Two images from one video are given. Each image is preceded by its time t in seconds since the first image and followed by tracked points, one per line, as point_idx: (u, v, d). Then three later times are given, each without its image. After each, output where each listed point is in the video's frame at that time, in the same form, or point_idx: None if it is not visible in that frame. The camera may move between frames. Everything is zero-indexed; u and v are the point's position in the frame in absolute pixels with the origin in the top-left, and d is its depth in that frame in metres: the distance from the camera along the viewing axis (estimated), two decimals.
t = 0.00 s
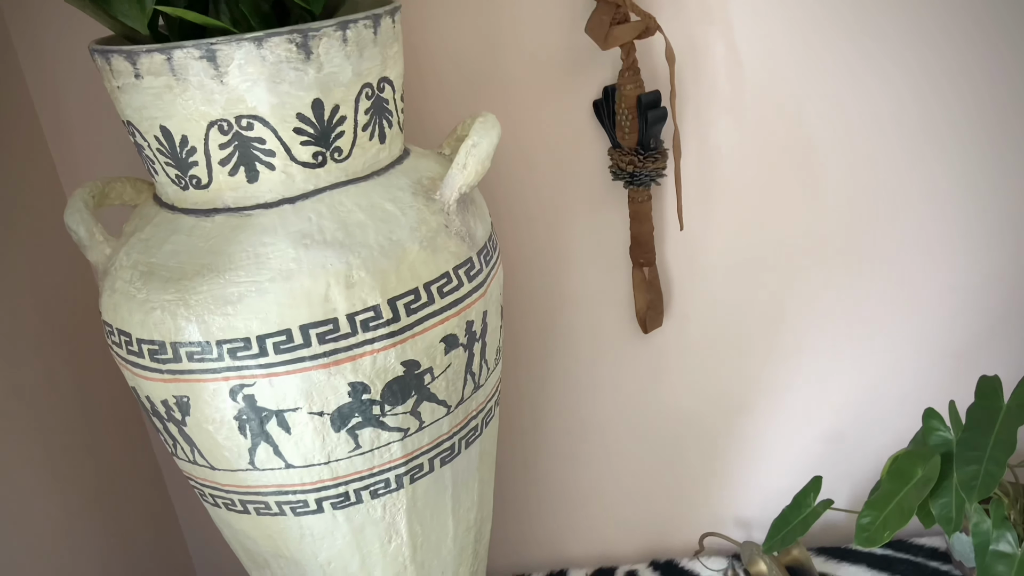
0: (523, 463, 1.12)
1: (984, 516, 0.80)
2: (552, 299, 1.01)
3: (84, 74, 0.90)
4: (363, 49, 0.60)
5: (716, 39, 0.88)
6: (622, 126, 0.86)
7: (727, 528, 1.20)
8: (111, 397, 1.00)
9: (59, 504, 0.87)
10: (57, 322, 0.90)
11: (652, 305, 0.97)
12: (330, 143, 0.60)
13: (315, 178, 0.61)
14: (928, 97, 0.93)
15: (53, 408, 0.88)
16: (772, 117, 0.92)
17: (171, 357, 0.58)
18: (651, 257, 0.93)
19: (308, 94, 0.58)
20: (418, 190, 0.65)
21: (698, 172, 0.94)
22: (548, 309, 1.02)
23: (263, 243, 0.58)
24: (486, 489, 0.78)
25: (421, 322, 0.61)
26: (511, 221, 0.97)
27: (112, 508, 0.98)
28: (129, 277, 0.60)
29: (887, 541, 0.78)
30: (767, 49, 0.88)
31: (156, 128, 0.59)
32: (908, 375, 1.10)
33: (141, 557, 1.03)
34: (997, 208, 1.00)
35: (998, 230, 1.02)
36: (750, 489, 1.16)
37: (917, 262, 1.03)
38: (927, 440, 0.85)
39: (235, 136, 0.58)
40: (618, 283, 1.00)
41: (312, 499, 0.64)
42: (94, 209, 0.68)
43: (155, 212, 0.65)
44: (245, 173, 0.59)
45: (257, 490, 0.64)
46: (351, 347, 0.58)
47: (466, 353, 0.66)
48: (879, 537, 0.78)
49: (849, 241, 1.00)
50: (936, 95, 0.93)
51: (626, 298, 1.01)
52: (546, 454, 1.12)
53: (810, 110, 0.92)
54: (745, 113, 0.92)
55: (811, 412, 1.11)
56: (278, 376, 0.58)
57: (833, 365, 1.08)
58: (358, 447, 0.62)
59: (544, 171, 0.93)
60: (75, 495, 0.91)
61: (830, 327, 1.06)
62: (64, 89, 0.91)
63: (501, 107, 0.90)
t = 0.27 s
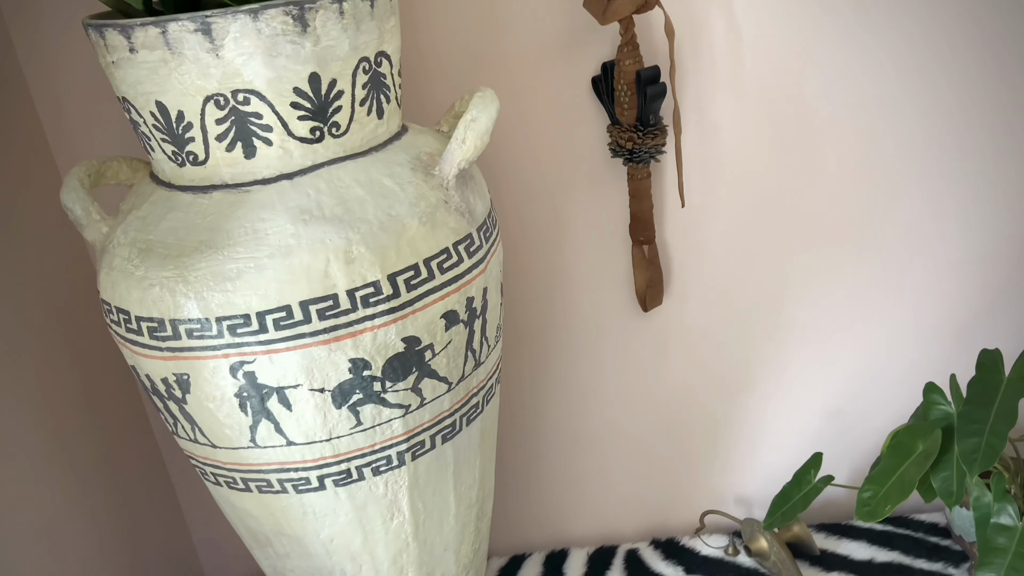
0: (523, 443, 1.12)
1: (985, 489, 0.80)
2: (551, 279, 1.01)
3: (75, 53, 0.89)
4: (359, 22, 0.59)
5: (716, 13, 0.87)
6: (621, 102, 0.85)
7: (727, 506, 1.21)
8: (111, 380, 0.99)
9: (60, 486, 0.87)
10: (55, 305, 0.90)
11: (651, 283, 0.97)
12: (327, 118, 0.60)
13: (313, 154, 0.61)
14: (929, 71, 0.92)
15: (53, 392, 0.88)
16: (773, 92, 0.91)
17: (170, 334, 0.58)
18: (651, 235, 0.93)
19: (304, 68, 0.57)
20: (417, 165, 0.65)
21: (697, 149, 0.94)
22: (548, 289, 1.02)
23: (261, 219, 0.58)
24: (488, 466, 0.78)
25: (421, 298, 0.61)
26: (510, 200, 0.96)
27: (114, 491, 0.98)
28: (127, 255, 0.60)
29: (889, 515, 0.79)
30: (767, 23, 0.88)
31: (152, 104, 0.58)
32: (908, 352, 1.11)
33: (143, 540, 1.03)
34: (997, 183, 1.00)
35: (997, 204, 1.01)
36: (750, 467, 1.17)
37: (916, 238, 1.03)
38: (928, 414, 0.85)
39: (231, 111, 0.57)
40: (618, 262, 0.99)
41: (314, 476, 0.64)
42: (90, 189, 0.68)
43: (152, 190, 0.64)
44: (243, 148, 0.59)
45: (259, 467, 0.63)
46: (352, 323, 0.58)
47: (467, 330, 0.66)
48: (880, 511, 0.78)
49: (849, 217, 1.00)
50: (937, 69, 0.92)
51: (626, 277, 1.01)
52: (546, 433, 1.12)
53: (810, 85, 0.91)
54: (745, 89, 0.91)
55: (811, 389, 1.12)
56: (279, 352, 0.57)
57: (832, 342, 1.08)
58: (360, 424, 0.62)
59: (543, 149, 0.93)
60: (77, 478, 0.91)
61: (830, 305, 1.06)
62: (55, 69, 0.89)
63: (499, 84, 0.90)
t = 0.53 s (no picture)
0: (524, 425, 1.13)
1: (986, 466, 0.80)
2: (551, 260, 1.00)
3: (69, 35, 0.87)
4: None
5: None
6: (621, 81, 0.85)
7: (728, 486, 1.21)
8: (111, 364, 0.99)
9: (61, 470, 0.87)
10: (54, 290, 0.90)
11: (652, 264, 0.97)
12: (327, 95, 0.59)
13: (313, 131, 0.60)
14: (930, 48, 0.92)
15: (53, 378, 0.88)
16: (773, 71, 0.91)
17: (171, 313, 0.57)
18: (651, 215, 0.92)
19: (303, 44, 0.56)
20: (417, 143, 0.64)
21: (698, 128, 0.94)
22: (548, 270, 1.01)
23: (261, 197, 0.58)
24: (490, 446, 0.78)
25: (423, 276, 0.61)
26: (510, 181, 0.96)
27: (116, 475, 0.98)
28: (126, 234, 0.59)
29: (889, 493, 0.79)
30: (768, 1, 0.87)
31: (150, 81, 0.58)
32: (908, 331, 1.11)
33: (145, 523, 1.04)
34: (997, 161, 1.00)
35: (997, 183, 1.01)
36: (750, 448, 1.17)
37: (917, 217, 1.02)
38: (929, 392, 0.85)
39: (230, 89, 0.57)
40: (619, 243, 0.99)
41: (317, 455, 0.64)
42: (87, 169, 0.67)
43: (150, 169, 0.64)
44: (242, 126, 0.58)
45: (261, 447, 0.63)
46: (354, 302, 0.58)
47: (468, 309, 0.66)
48: (882, 489, 0.79)
49: (851, 197, 1.00)
50: (938, 46, 0.92)
51: (627, 258, 1.00)
52: (547, 415, 1.12)
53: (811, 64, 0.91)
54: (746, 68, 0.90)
55: (811, 370, 1.12)
56: (281, 331, 0.57)
57: (833, 322, 1.08)
58: (362, 403, 0.62)
59: (543, 130, 0.92)
60: (78, 461, 0.91)
61: (831, 284, 1.06)
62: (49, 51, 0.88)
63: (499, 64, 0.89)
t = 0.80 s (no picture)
0: (525, 409, 1.13)
1: (989, 446, 0.80)
2: (551, 242, 1.00)
3: (65, 16, 0.86)
4: None
5: None
6: (623, 61, 0.84)
7: (729, 469, 1.22)
8: (110, 349, 0.99)
9: (62, 454, 0.87)
10: (52, 276, 0.89)
11: (653, 246, 0.96)
12: (327, 73, 0.59)
13: (313, 110, 0.60)
14: (934, 27, 0.91)
15: (53, 363, 0.87)
16: (775, 51, 0.90)
17: (172, 294, 0.57)
18: (652, 197, 0.92)
19: (303, 21, 0.56)
20: (418, 122, 0.64)
21: (700, 109, 0.93)
22: (549, 253, 1.01)
23: (262, 176, 0.57)
24: (492, 428, 0.78)
25: (425, 256, 0.60)
26: (510, 164, 0.95)
27: (117, 460, 0.98)
28: (126, 214, 0.59)
29: (892, 472, 0.80)
30: None
31: (148, 60, 0.57)
32: (909, 313, 1.10)
33: (146, 507, 1.04)
34: (1000, 142, 0.99)
35: (999, 164, 1.01)
36: (751, 430, 1.17)
37: (920, 197, 1.02)
38: (931, 371, 0.85)
39: (229, 66, 0.56)
40: (620, 225, 0.99)
41: (320, 436, 0.64)
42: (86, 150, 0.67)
43: (149, 149, 0.63)
44: (242, 104, 0.58)
45: (264, 428, 0.63)
46: (355, 281, 0.58)
47: (470, 289, 0.66)
48: (884, 469, 0.79)
49: (853, 177, 0.99)
50: (942, 26, 0.91)
51: (628, 241, 1.00)
52: (549, 399, 1.12)
53: (814, 43, 0.90)
54: (748, 48, 0.90)
55: (812, 352, 1.12)
56: (282, 311, 0.57)
57: (834, 304, 1.08)
58: (365, 383, 0.62)
59: (544, 111, 0.92)
60: (78, 446, 0.90)
61: (833, 266, 1.05)
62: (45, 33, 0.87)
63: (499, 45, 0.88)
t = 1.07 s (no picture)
0: (528, 394, 1.12)
1: (992, 430, 0.82)
2: (554, 226, 1.00)
3: None
4: None
5: None
6: (626, 42, 0.83)
7: (731, 454, 1.22)
8: (112, 333, 0.98)
9: (62, 439, 0.87)
10: (53, 261, 0.88)
11: (656, 230, 0.96)
12: (330, 51, 0.58)
13: (315, 88, 0.59)
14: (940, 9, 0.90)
15: (55, 348, 0.87)
16: (780, 32, 0.89)
17: (175, 274, 0.57)
18: (656, 180, 0.91)
19: None
20: (422, 101, 0.63)
21: (704, 92, 0.92)
22: (552, 236, 1.00)
23: (264, 156, 0.57)
24: (496, 411, 0.78)
25: (429, 236, 0.60)
26: (513, 148, 0.94)
27: (119, 446, 0.97)
28: (128, 194, 0.59)
29: (896, 455, 0.79)
30: None
31: (149, 37, 0.57)
32: (913, 297, 1.10)
33: (149, 492, 1.04)
34: (1004, 124, 0.99)
35: (1004, 147, 1.00)
36: (754, 414, 1.17)
37: (923, 180, 1.02)
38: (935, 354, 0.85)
39: (231, 44, 0.55)
40: (622, 209, 0.98)
41: (324, 418, 0.63)
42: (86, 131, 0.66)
43: (150, 129, 0.63)
44: (243, 83, 0.57)
45: (267, 410, 0.63)
46: (359, 262, 0.57)
47: (474, 271, 0.65)
48: (888, 452, 0.79)
49: (857, 161, 0.99)
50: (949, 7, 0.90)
51: (631, 225, 1.00)
52: (551, 384, 1.12)
53: (819, 25, 0.89)
54: (753, 29, 0.89)
55: (815, 337, 1.11)
56: (286, 292, 0.56)
57: (838, 288, 1.08)
58: (369, 365, 0.62)
59: (546, 94, 0.91)
60: (80, 430, 0.90)
61: (836, 250, 1.05)
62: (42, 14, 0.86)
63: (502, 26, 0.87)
